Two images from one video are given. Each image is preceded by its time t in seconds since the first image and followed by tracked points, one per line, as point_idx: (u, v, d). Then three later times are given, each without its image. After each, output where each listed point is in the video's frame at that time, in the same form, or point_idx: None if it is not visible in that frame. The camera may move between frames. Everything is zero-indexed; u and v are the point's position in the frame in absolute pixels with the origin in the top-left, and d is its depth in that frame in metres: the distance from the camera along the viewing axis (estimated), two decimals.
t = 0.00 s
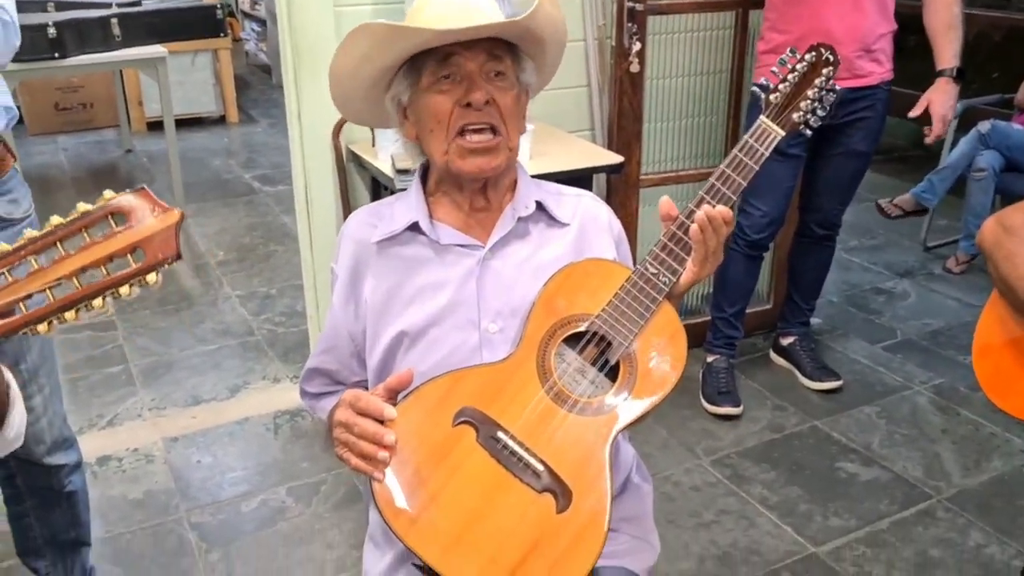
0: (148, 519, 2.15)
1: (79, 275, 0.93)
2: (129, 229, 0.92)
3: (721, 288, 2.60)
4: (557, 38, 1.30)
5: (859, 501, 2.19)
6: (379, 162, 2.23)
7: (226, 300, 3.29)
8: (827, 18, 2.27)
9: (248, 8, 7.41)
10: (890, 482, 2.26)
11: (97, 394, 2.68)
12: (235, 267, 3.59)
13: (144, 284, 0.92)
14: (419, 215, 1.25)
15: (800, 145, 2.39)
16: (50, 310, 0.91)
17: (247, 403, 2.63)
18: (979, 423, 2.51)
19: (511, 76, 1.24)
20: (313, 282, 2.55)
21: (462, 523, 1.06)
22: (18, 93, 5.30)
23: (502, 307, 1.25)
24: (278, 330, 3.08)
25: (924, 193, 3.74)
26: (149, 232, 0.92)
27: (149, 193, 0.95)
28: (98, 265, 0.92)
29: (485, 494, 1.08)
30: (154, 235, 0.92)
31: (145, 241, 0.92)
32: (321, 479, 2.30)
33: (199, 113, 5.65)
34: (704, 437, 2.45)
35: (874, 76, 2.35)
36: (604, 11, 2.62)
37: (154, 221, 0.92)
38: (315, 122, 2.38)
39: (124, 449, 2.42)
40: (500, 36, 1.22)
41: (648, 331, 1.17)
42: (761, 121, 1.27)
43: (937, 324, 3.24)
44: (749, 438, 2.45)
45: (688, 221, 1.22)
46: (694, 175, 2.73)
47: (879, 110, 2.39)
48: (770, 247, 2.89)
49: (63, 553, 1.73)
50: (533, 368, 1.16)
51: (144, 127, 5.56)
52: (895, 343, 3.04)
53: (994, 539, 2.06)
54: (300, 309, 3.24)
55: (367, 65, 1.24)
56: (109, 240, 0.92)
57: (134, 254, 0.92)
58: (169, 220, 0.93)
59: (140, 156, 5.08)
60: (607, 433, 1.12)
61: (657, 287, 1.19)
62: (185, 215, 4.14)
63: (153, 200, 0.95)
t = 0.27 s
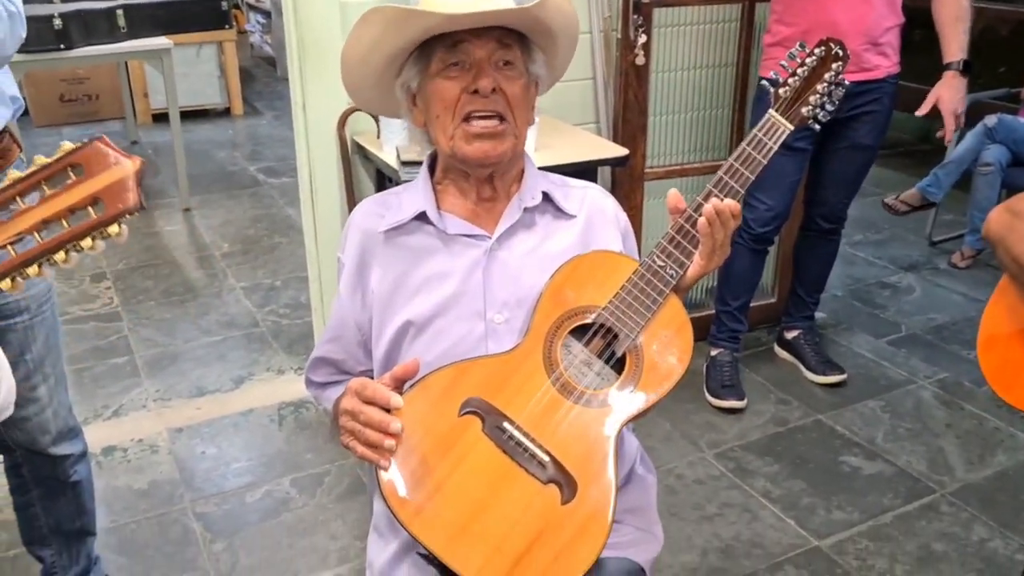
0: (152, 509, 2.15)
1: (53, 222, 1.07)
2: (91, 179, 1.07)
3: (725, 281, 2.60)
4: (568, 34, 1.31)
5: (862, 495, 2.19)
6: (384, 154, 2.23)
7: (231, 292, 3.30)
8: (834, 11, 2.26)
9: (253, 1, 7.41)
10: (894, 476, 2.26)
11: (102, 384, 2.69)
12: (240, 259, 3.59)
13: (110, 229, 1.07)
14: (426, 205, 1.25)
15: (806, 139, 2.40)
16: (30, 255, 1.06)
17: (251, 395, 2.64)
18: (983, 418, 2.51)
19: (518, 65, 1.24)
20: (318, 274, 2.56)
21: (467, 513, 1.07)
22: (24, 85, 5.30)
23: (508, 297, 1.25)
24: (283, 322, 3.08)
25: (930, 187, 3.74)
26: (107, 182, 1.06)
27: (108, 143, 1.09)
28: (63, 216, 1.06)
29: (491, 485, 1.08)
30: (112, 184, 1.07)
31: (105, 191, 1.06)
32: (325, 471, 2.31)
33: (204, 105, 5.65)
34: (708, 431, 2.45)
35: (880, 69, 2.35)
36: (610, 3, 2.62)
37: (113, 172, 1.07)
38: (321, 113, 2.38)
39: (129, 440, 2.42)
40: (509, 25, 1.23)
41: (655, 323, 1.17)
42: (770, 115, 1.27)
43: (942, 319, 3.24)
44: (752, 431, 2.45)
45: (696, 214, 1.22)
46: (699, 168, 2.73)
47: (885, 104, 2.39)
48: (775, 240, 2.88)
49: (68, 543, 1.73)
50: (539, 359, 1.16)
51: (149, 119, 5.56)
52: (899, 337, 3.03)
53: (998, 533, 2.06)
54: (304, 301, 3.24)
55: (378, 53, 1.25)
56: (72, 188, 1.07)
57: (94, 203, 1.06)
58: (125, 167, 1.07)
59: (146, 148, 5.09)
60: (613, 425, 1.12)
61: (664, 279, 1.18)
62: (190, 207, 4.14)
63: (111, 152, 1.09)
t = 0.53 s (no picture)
0: (157, 507, 2.17)
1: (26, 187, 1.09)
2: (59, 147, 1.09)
3: (728, 281, 2.60)
4: (570, 34, 1.32)
5: (864, 494, 2.20)
6: (388, 154, 2.24)
7: (235, 291, 3.31)
8: (837, 11, 2.26)
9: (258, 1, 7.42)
10: (896, 475, 2.27)
11: (107, 383, 2.70)
12: (243, 258, 3.60)
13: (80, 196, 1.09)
14: (429, 204, 1.26)
15: (808, 138, 2.40)
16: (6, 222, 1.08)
17: (255, 393, 2.65)
18: (985, 418, 2.51)
19: (519, 62, 1.25)
20: (321, 273, 2.57)
21: (469, 510, 1.08)
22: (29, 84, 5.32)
23: (510, 295, 1.26)
24: (287, 321, 3.09)
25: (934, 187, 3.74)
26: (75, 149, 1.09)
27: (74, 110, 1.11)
28: (31, 183, 1.09)
29: (492, 481, 1.09)
30: (79, 150, 1.09)
31: (72, 157, 1.09)
32: (329, 469, 2.31)
33: (209, 105, 5.67)
34: (710, 430, 2.46)
35: (883, 70, 2.35)
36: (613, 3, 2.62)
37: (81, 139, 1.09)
38: (325, 113, 2.39)
39: (133, 438, 2.43)
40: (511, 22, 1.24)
41: (655, 321, 1.18)
42: (770, 115, 1.28)
43: (945, 319, 3.24)
44: (755, 431, 2.46)
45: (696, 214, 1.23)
46: (702, 169, 2.73)
47: (887, 104, 2.39)
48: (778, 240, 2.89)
49: (73, 540, 1.74)
50: (541, 357, 1.17)
51: (154, 118, 5.58)
52: (902, 337, 3.04)
53: (999, 533, 2.06)
54: (308, 300, 3.25)
55: (380, 53, 1.26)
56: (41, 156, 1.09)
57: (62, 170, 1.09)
58: (92, 133, 1.10)
59: (150, 148, 5.10)
60: (613, 422, 1.13)
61: (665, 277, 1.19)
62: (195, 206, 4.16)
63: (77, 118, 1.11)
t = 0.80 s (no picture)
0: (163, 501, 2.19)
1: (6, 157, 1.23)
2: (33, 121, 1.24)
3: (729, 280, 2.62)
4: (570, 32, 1.32)
5: (863, 491, 2.22)
6: (391, 153, 2.26)
7: (240, 290, 3.33)
8: (836, 11, 2.28)
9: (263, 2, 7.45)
10: (895, 472, 2.28)
11: (114, 379, 2.73)
12: (248, 257, 3.63)
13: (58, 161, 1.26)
14: (430, 202, 1.28)
15: (808, 138, 2.42)
16: None
17: (259, 390, 2.68)
18: (984, 416, 2.53)
19: (514, 62, 1.26)
20: (325, 269, 2.60)
21: (470, 501, 1.10)
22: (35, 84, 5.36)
23: (510, 291, 1.28)
24: (291, 319, 3.11)
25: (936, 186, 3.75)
26: (49, 122, 1.24)
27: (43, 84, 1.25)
28: (7, 156, 1.22)
29: (492, 474, 1.11)
30: (53, 122, 1.24)
31: (46, 129, 1.23)
32: (332, 465, 2.34)
33: (214, 105, 5.70)
34: (711, 427, 2.48)
35: (882, 69, 2.37)
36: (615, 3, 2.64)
37: (54, 112, 1.24)
38: (329, 112, 2.42)
39: (138, 434, 2.46)
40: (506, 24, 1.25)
41: (652, 316, 1.20)
42: (766, 113, 1.30)
43: (946, 318, 3.26)
44: (755, 428, 2.47)
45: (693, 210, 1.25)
46: (705, 168, 2.75)
47: (886, 103, 2.41)
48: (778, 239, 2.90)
49: (80, 533, 1.77)
50: (539, 352, 1.19)
51: (159, 118, 5.61)
52: (903, 336, 3.05)
53: (997, 529, 2.08)
54: (312, 298, 3.28)
55: (378, 56, 1.29)
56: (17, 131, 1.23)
57: (38, 141, 1.23)
58: (64, 107, 1.25)
59: (156, 148, 5.13)
60: (610, 416, 1.15)
61: (661, 273, 1.21)
62: (200, 205, 4.18)
63: (46, 90, 1.24)
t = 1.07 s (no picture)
0: (169, 493, 2.23)
1: None
2: (24, 104, 1.28)
3: (728, 276, 2.65)
4: (564, 30, 1.33)
5: (859, 483, 2.25)
6: (393, 150, 2.29)
7: (245, 286, 3.37)
8: (833, 10, 2.31)
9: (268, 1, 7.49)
10: (890, 465, 2.31)
11: (121, 374, 2.77)
12: (253, 254, 3.67)
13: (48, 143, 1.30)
14: (428, 200, 1.31)
15: (806, 135, 2.45)
16: None
17: (264, 384, 2.72)
18: (980, 410, 2.55)
19: (503, 69, 1.29)
20: (329, 266, 2.64)
21: (466, 488, 1.13)
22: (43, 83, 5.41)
23: (506, 285, 1.31)
24: (296, 315, 3.15)
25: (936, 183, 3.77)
26: (39, 105, 1.28)
27: (33, 69, 1.29)
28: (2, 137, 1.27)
29: (488, 461, 1.15)
30: (43, 106, 1.28)
31: (37, 111, 1.28)
32: (335, 457, 2.38)
33: (220, 103, 5.74)
34: (709, 421, 2.51)
35: (879, 67, 2.39)
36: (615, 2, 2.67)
37: (44, 96, 1.28)
38: (332, 111, 2.45)
39: (145, 427, 2.50)
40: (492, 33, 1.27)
41: (645, 309, 1.23)
42: (757, 111, 1.32)
43: (946, 314, 3.28)
44: (753, 422, 2.50)
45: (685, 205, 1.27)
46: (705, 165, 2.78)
47: (884, 100, 2.43)
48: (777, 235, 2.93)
49: (88, 522, 1.81)
50: (534, 344, 1.22)
51: (166, 117, 5.66)
52: (902, 332, 3.07)
53: (991, 521, 2.11)
54: (316, 294, 3.31)
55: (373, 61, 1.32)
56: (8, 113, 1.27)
57: (29, 124, 1.28)
58: (53, 90, 1.28)
59: (163, 146, 5.18)
60: (603, 405, 1.18)
61: (654, 267, 1.24)
62: (206, 203, 4.23)
63: (35, 75, 1.29)
